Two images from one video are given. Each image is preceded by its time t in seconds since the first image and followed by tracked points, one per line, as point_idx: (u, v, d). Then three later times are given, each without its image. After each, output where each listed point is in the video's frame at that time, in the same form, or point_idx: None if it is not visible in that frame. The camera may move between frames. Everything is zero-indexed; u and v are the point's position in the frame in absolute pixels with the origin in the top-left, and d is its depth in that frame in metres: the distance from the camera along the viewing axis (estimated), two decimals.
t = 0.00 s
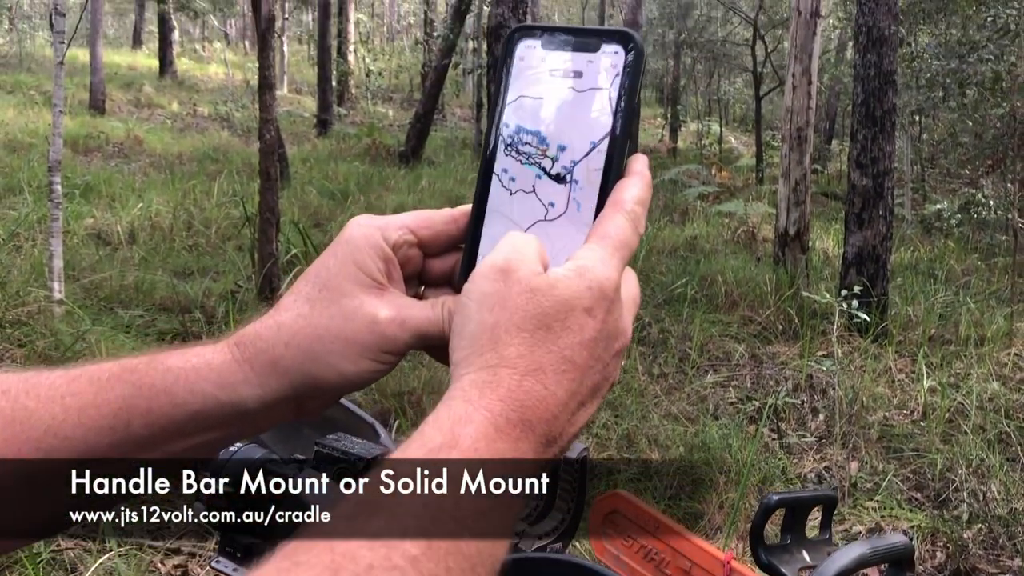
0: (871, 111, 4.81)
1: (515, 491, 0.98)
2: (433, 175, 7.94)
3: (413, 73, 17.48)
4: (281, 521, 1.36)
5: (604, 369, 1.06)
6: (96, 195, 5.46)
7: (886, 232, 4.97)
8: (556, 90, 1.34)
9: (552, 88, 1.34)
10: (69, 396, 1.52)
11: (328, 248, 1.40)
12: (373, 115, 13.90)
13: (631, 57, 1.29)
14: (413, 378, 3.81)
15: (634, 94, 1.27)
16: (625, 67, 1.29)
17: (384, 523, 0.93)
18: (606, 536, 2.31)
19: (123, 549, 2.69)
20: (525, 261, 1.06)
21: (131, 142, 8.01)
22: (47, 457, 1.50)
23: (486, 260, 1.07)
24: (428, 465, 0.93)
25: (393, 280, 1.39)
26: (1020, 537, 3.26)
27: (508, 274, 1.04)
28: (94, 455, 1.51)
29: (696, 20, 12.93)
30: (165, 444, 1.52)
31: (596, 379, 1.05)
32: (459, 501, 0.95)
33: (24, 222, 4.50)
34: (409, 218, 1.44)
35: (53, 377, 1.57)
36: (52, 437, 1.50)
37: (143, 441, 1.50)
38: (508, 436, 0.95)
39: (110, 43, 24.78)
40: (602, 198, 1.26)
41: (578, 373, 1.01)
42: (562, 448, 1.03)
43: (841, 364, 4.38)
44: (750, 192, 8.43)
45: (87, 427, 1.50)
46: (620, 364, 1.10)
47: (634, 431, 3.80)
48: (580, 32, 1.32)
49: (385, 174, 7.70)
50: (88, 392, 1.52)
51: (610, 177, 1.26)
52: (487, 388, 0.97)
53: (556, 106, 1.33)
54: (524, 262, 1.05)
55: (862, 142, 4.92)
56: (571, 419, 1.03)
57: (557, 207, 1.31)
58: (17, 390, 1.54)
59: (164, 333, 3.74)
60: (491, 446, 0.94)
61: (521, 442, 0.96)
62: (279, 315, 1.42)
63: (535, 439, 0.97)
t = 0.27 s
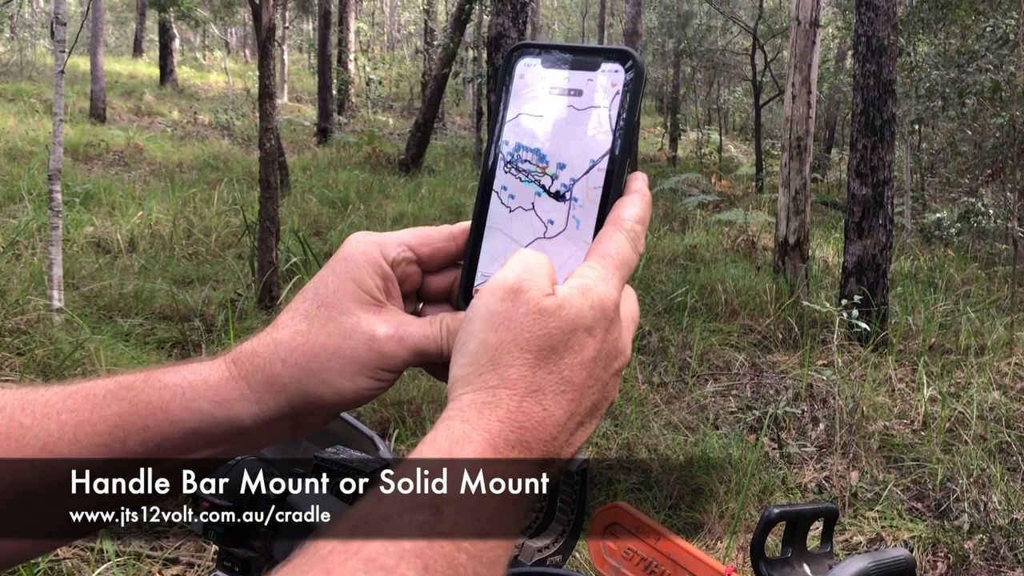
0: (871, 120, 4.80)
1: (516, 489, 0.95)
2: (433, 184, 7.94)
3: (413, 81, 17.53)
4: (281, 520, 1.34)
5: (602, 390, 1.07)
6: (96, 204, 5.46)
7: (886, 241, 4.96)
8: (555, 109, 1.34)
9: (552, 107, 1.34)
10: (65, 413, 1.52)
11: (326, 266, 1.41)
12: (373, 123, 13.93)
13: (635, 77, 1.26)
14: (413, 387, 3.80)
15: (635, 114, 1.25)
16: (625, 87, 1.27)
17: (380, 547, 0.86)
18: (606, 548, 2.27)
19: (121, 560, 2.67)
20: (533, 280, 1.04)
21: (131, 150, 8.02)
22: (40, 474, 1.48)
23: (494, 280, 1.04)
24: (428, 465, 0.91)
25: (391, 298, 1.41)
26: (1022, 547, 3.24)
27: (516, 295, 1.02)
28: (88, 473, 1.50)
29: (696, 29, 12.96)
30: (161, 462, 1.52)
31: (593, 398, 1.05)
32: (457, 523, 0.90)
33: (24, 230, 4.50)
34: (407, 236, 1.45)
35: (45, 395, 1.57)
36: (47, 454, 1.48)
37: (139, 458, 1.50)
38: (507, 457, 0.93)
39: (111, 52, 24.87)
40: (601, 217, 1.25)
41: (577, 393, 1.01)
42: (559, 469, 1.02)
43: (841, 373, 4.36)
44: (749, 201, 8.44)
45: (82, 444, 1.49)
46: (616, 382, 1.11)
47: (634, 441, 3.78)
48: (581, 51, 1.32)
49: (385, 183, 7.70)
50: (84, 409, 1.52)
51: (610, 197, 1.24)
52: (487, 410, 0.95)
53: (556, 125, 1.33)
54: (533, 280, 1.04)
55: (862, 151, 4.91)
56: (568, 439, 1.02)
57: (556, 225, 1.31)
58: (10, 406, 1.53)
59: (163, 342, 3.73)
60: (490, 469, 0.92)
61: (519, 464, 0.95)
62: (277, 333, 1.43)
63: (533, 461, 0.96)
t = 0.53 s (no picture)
0: (871, 125, 4.80)
1: (516, 490, 0.95)
2: (433, 188, 7.94)
3: (413, 86, 17.56)
4: (282, 520, 1.32)
5: (602, 394, 1.06)
6: (96, 208, 5.47)
7: (886, 246, 4.95)
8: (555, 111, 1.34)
9: (551, 109, 1.35)
10: (59, 418, 1.52)
11: (322, 269, 1.39)
12: (374, 128, 13.95)
13: (631, 77, 1.29)
14: (413, 392, 3.80)
15: (634, 115, 1.28)
16: (623, 88, 1.29)
17: (376, 555, 0.86)
18: (606, 553, 2.25)
19: (121, 565, 2.67)
20: (532, 283, 1.02)
21: (132, 154, 8.03)
22: (34, 479, 1.49)
23: (493, 282, 1.03)
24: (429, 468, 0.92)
25: (389, 301, 1.39)
26: None
27: (514, 299, 1.00)
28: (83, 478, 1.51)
29: (696, 34, 12.98)
30: (156, 467, 1.52)
31: (593, 401, 1.04)
32: (454, 531, 0.91)
33: (24, 235, 4.50)
34: (405, 239, 1.44)
35: (41, 400, 1.57)
36: (40, 460, 1.49)
37: (134, 464, 1.50)
38: (505, 464, 0.93)
39: (112, 56, 24.92)
40: (600, 219, 1.26)
41: (576, 398, 1.01)
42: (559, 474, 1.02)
43: (841, 378, 4.36)
44: (749, 205, 8.44)
45: (77, 449, 1.50)
46: (618, 385, 1.10)
47: (635, 445, 3.78)
48: (581, 52, 1.33)
49: (386, 187, 7.70)
50: (79, 415, 1.52)
51: (608, 200, 1.26)
52: (483, 416, 0.95)
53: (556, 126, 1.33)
54: (533, 284, 1.02)
55: (862, 156, 4.90)
56: (568, 444, 1.02)
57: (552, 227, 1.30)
58: (6, 412, 1.54)
59: (163, 346, 3.73)
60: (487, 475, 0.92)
61: (518, 470, 0.95)
62: (272, 338, 1.42)
63: (532, 466, 0.96)
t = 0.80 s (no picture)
0: (872, 127, 4.79)
1: (516, 490, 0.96)
2: (434, 191, 7.95)
3: (414, 89, 17.58)
4: (281, 520, 1.32)
5: (600, 392, 1.05)
6: (97, 211, 5.47)
7: (887, 248, 4.95)
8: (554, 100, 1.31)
9: (550, 97, 1.31)
10: (53, 418, 1.51)
11: (318, 268, 1.37)
12: (375, 131, 13.96)
13: (629, 72, 1.29)
14: (413, 395, 3.80)
15: (631, 111, 1.28)
16: (622, 81, 1.29)
17: (369, 555, 0.86)
18: (607, 556, 2.25)
19: (121, 568, 2.67)
20: (529, 280, 1.01)
21: (133, 157, 8.04)
22: (27, 479, 1.47)
23: (489, 279, 1.02)
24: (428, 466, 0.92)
25: (385, 299, 1.37)
26: None
27: (510, 296, 1.00)
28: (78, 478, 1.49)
29: (696, 37, 12.99)
30: (152, 467, 1.50)
31: (590, 400, 1.04)
32: (448, 531, 0.90)
33: (24, 238, 4.51)
34: (401, 236, 1.41)
35: (35, 400, 1.55)
36: (34, 460, 1.47)
37: (129, 463, 1.49)
38: (500, 462, 0.93)
39: (113, 60, 24.97)
40: (597, 213, 1.23)
41: (573, 397, 1.00)
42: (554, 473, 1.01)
43: (843, 381, 4.36)
44: (750, 208, 8.43)
45: (71, 449, 1.48)
46: (615, 383, 1.09)
47: (635, 448, 3.78)
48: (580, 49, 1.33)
49: (386, 190, 7.70)
50: (73, 415, 1.50)
51: (606, 194, 1.24)
52: (480, 413, 0.95)
53: (555, 115, 1.30)
54: (529, 281, 1.01)
55: (863, 158, 4.89)
56: (564, 443, 1.01)
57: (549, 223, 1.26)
58: None
59: (164, 349, 3.73)
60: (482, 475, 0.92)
61: (514, 468, 0.94)
62: (267, 336, 1.40)
63: (528, 465, 0.95)
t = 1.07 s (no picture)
0: (873, 129, 4.79)
1: (513, 491, 0.96)
2: (435, 193, 7.94)
3: (415, 92, 17.61)
4: (281, 520, 1.33)
5: (597, 393, 1.04)
6: (98, 214, 5.48)
7: (889, 251, 4.94)
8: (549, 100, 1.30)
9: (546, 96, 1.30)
10: (45, 422, 1.50)
11: (311, 271, 1.35)
12: (376, 134, 13.97)
13: (626, 69, 1.26)
14: (414, 398, 3.80)
15: (627, 108, 1.25)
16: (618, 80, 1.26)
17: (359, 562, 0.88)
18: (607, 562, 2.22)
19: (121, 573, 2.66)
20: (522, 282, 1.01)
21: (134, 160, 8.05)
22: (21, 483, 1.47)
23: (482, 281, 1.02)
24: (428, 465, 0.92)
25: (379, 301, 1.35)
26: None
27: (502, 298, 1.00)
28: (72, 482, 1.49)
29: (697, 40, 13.00)
30: (146, 470, 1.50)
31: (587, 402, 1.02)
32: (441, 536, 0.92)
33: (25, 241, 4.51)
34: (396, 238, 1.39)
35: (27, 404, 1.55)
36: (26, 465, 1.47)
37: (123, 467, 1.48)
38: (494, 465, 0.93)
39: (114, 63, 25.00)
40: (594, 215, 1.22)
41: (569, 400, 0.99)
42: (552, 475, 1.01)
43: (845, 384, 4.35)
44: (751, 210, 8.43)
45: (64, 454, 1.47)
46: (614, 385, 1.07)
47: (637, 452, 3.78)
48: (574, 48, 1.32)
49: (388, 193, 7.69)
50: (65, 419, 1.50)
51: (601, 194, 1.23)
52: (472, 417, 0.95)
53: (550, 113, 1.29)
54: (522, 283, 1.01)
55: (864, 160, 4.87)
56: (560, 446, 1.00)
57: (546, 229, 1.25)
58: None
59: (165, 352, 3.73)
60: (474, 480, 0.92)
61: (509, 471, 0.94)
62: (260, 340, 1.39)
63: (523, 468, 0.95)
